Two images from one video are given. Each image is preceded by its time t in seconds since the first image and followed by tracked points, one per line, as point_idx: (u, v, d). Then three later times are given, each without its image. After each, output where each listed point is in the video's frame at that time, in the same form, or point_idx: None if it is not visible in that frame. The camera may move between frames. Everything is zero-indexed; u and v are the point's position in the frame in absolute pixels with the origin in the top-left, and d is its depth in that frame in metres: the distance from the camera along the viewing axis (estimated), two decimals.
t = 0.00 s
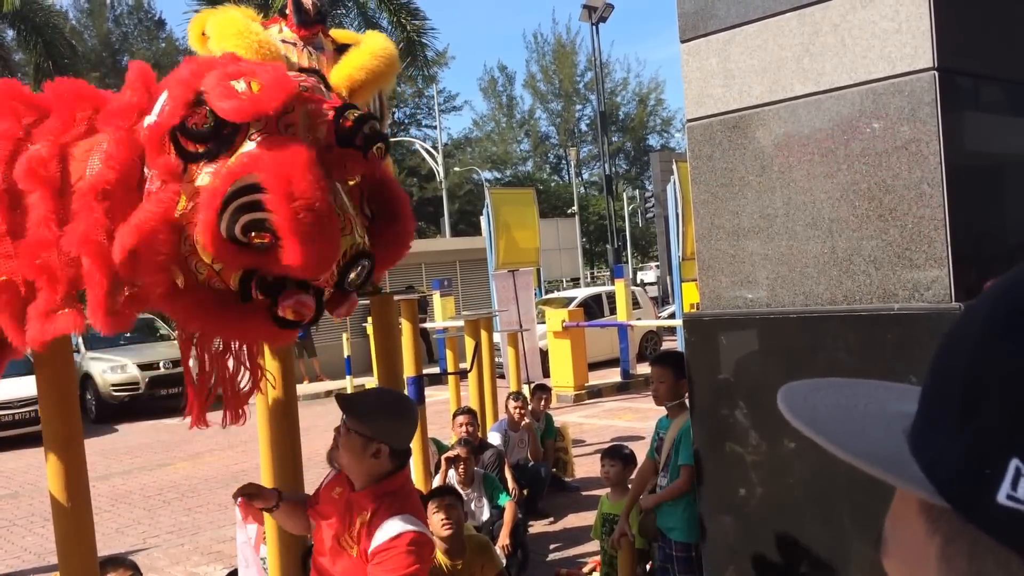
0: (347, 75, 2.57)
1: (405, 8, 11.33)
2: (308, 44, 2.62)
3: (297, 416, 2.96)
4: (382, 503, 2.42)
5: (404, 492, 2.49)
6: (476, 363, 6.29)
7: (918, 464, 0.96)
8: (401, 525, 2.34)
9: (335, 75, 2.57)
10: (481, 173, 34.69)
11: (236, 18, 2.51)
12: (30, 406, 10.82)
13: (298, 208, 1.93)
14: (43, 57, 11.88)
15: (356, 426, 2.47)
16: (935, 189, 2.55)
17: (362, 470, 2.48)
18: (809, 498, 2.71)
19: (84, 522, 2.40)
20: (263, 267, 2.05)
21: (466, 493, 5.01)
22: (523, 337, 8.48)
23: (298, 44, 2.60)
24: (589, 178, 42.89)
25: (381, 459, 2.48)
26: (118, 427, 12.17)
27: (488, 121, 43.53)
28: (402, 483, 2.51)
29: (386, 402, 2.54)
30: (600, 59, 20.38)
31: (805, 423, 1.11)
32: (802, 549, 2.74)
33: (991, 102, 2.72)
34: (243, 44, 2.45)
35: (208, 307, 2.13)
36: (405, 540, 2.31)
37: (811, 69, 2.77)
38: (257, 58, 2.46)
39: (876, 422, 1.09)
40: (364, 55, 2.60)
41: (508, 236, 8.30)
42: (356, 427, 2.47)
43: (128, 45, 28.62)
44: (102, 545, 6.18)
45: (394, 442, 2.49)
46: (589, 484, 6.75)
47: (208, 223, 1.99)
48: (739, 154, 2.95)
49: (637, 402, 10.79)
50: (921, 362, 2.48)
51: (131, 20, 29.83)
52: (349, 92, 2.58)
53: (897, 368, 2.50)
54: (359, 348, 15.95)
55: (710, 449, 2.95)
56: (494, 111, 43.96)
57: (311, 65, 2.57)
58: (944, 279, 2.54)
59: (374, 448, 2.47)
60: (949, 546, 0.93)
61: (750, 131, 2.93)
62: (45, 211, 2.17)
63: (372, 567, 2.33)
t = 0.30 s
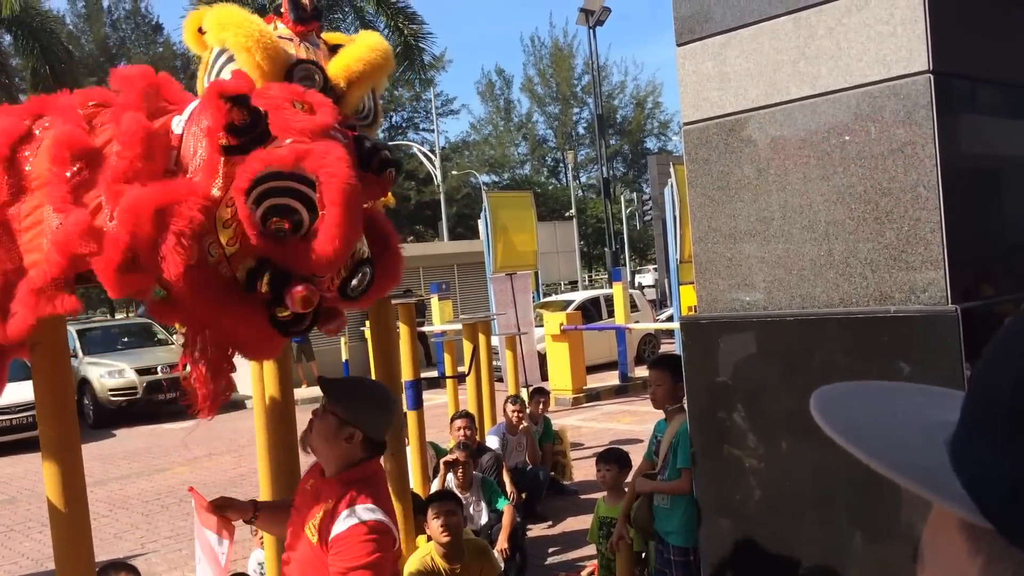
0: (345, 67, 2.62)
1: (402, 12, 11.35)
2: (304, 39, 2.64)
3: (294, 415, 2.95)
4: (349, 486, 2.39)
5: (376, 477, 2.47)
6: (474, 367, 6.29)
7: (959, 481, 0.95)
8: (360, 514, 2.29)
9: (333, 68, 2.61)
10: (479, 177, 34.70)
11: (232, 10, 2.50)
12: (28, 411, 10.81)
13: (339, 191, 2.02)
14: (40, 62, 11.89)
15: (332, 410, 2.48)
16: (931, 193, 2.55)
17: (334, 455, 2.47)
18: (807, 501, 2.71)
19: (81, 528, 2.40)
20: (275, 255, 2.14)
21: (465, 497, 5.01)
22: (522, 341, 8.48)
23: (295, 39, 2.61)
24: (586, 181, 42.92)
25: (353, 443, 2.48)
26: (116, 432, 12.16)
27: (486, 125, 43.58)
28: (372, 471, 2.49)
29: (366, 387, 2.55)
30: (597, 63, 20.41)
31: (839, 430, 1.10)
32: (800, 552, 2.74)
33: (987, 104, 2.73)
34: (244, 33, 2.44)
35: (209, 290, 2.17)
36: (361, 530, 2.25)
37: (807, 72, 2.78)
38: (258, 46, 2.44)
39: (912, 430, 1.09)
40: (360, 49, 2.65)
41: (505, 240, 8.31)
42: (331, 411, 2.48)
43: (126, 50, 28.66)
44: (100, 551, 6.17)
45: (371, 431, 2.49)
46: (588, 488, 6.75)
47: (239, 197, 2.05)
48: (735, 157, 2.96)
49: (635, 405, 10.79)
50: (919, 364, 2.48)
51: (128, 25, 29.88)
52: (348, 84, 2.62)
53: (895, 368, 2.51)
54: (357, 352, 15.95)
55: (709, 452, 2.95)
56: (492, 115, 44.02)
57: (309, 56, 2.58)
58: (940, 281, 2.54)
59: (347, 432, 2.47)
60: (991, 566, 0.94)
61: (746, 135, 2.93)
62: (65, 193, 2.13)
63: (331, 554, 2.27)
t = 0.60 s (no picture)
0: (341, 65, 2.59)
1: (400, 17, 11.36)
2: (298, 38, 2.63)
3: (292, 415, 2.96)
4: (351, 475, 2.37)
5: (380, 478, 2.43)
6: (472, 371, 6.28)
7: None
8: (351, 502, 2.26)
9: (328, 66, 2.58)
10: (477, 181, 34.70)
11: (225, 15, 2.51)
12: (25, 415, 10.79)
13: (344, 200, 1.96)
14: (38, 66, 11.88)
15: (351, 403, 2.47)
16: (929, 195, 2.55)
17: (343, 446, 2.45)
18: (805, 503, 2.71)
19: (79, 531, 2.40)
20: (277, 262, 2.03)
21: (463, 501, 5.00)
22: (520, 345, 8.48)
23: (291, 40, 2.60)
24: (585, 184, 42.96)
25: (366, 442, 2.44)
26: (114, 437, 12.14)
27: (484, 129, 43.58)
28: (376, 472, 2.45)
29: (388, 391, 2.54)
30: (595, 67, 20.42)
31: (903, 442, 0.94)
32: (798, 557, 2.74)
33: (984, 106, 2.74)
34: (235, 38, 2.44)
35: (215, 294, 2.05)
36: (349, 516, 2.22)
37: (804, 75, 2.78)
38: (250, 50, 2.44)
39: (997, 446, 0.94)
40: (356, 46, 2.62)
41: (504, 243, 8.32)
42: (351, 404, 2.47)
43: (124, 54, 28.58)
44: (98, 555, 6.15)
45: (385, 433, 2.47)
46: (587, 491, 6.74)
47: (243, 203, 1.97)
48: (732, 160, 2.96)
49: (634, 408, 10.79)
50: (916, 365, 2.48)
51: (126, 28, 29.78)
52: (344, 83, 2.59)
53: (892, 370, 2.51)
54: (355, 356, 15.96)
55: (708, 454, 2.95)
56: (490, 118, 44.02)
57: (303, 56, 2.56)
58: (938, 283, 2.54)
59: (363, 429, 2.45)
60: None
61: (744, 139, 2.93)
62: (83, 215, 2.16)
63: (315, 535, 2.23)
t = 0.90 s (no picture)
0: (311, 28, 2.43)
1: (400, 19, 11.37)
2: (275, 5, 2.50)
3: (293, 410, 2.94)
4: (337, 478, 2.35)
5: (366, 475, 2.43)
6: (472, 373, 6.27)
7: None
8: (332, 502, 2.26)
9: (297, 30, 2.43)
10: (478, 183, 34.73)
11: None
12: (26, 417, 10.78)
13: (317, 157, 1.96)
14: (39, 68, 11.88)
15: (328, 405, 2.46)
16: (929, 197, 2.54)
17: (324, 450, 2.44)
18: (804, 505, 2.71)
19: (78, 534, 2.39)
20: (264, 228, 2.08)
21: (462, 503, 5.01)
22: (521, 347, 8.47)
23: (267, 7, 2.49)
24: (585, 187, 42.99)
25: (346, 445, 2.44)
26: (114, 438, 12.13)
27: (484, 131, 43.57)
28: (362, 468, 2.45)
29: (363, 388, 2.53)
30: (596, 69, 20.43)
31: None
32: (798, 560, 2.74)
33: (984, 109, 2.74)
34: None
35: (207, 272, 2.09)
36: (331, 516, 2.23)
37: (804, 78, 2.79)
38: (213, 11, 2.35)
39: None
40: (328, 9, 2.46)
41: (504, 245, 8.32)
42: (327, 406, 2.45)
43: (125, 57, 28.60)
44: (98, 557, 6.15)
45: (364, 433, 2.46)
46: (587, 494, 6.74)
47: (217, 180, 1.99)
48: (732, 162, 2.96)
49: (634, 410, 10.78)
50: (915, 367, 2.47)
51: (127, 31, 29.80)
52: (309, 47, 2.43)
53: (892, 372, 2.51)
54: (355, 358, 15.97)
55: (707, 456, 2.95)
56: (490, 121, 44.02)
57: (274, 21, 2.45)
58: (937, 286, 2.54)
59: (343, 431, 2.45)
60: None
61: (744, 140, 2.94)
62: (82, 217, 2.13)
63: (297, 535, 2.23)
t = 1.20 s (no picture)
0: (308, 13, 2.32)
1: (402, 19, 11.38)
2: None
3: (292, 404, 2.82)
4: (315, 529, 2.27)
5: (337, 509, 2.37)
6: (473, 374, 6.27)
7: None
8: (316, 554, 2.15)
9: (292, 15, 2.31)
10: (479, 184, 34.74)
11: None
12: (26, 418, 10.78)
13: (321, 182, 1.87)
14: (41, 69, 11.89)
15: (270, 469, 2.27)
16: (929, 198, 2.54)
17: (286, 506, 2.32)
18: (804, 506, 2.72)
19: (80, 537, 2.40)
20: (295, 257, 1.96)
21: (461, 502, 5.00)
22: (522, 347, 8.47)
23: None
24: (586, 187, 43.00)
25: (307, 489, 2.35)
26: (115, 439, 12.14)
27: (486, 131, 43.55)
28: (330, 506, 2.37)
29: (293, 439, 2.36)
30: (597, 69, 20.44)
31: None
32: (798, 561, 2.75)
33: (985, 109, 2.74)
34: None
35: (233, 298, 2.05)
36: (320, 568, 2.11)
37: (804, 78, 2.79)
38: None
39: None
40: None
41: (505, 245, 8.31)
42: (268, 467, 2.28)
43: (126, 57, 28.62)
44: (100, 557, 6.16)
45: (312, 466, 2.36)
46: (589, 494, 6.73)
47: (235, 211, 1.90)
48: (733, 162, 2.96)
49: (636, 411, 10.78)
50: (913, 368, 2.48)
51: (129, 32, 29.80)
52: (299, 31, 2.32)
53: (891, 372, 2.51)
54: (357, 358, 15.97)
55: (707, 457, 2.96)
56: (492, 121, 44.07)
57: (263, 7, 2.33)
58: (938, 286, 2.54)
59: (298, 479, 2.33)
60: None
61: (745, 140, 2.94)
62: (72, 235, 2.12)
63: None
